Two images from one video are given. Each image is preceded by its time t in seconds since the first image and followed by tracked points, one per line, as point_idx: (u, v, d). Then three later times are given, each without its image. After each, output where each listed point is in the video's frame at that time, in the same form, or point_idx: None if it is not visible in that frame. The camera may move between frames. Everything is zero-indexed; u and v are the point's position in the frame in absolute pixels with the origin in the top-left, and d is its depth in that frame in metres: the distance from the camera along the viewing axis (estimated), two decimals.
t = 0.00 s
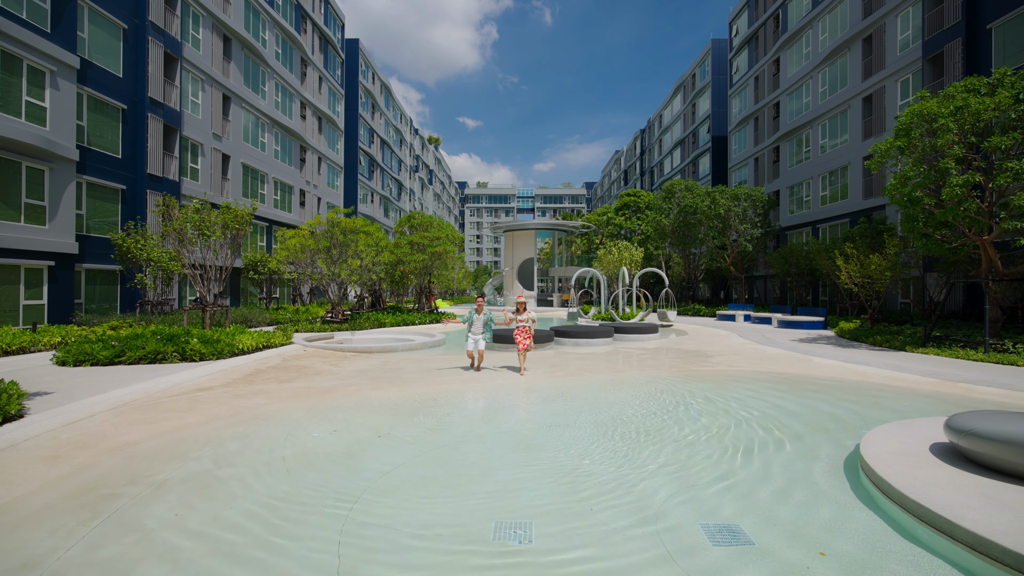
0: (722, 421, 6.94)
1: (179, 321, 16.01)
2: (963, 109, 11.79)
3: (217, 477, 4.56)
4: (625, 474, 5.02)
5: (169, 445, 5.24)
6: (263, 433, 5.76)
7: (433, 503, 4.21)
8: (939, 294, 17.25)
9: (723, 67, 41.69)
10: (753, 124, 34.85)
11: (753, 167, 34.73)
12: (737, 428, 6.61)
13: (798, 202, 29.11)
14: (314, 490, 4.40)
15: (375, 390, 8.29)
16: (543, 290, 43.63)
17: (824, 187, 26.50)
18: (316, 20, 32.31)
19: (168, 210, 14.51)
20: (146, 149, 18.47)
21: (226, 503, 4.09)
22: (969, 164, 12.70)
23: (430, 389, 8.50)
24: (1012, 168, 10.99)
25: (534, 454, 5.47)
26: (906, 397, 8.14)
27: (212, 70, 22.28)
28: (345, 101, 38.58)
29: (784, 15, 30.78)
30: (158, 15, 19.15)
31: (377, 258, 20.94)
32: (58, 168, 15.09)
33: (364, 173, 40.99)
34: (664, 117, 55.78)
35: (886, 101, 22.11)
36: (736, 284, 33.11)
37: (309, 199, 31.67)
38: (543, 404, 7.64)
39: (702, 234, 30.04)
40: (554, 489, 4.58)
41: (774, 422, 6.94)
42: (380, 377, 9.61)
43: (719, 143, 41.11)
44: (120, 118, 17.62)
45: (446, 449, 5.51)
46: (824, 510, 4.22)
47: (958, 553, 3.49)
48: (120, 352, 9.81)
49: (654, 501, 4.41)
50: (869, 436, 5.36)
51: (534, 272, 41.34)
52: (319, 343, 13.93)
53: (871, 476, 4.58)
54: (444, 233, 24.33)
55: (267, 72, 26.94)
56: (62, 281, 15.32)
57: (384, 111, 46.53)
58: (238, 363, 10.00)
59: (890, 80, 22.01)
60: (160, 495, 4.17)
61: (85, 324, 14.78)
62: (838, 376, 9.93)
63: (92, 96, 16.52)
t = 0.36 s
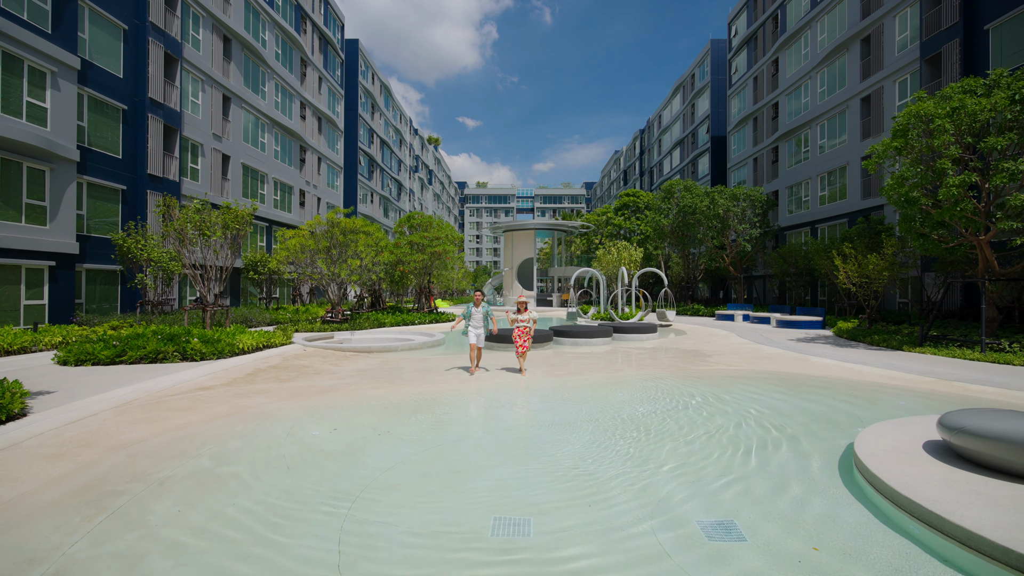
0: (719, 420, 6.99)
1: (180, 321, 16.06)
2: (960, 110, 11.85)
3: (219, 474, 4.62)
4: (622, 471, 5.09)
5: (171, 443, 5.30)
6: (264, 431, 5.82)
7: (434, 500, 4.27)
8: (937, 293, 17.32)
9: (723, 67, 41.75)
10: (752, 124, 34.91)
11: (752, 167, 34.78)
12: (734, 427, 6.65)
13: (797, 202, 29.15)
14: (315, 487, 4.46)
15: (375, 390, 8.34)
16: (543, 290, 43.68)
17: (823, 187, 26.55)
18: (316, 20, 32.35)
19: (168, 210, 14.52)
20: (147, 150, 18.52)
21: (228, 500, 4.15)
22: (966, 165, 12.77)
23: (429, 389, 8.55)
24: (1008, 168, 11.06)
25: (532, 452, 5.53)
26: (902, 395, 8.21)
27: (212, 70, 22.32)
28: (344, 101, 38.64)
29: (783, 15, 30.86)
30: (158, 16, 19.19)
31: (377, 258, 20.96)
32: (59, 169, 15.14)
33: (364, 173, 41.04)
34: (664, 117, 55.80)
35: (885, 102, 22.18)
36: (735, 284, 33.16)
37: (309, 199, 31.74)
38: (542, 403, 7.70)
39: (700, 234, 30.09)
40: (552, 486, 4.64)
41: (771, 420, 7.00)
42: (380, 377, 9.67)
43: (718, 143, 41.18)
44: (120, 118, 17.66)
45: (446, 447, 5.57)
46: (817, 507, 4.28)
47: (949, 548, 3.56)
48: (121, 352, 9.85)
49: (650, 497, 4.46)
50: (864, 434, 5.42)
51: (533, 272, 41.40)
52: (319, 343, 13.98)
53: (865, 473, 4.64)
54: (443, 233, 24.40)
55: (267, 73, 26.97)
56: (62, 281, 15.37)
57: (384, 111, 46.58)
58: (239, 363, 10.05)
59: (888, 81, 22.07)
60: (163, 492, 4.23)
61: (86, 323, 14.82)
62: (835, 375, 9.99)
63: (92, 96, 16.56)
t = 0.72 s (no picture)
0: (716, 419, 7.03)
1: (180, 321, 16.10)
2: (957, 111, 11.91)
3: (220, 472, 4.66)
4: (620, 468, 5.13)
5: (171, 442, 5.33)
6: (264, 431, 5.85)
7: (433, 498, 4.30)
8: (935, 293, 17.39)
9: (722, 67, 41.80)
10: (751, 124, 34.98)
11: (751, 167, 34.84)
12: (731, 425, 6.70)
13: (796, 202, 29.17)
14: (316, 485, 4.49)
15: (374, 389, 8.38)
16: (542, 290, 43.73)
17: (822, 187, 26.60)
18: (315, 20, 32.38)
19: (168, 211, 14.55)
20: (147, 150, 18.53)
21: (229, 497, 4.19)
22: (963, 165, 12.82)
23: (428, 388, 8.59)
24: (1005, 169, 11.11)
25: (531, 450, 5.56)
26: (898, 395, 8.27)
27: (212, 70, 22.33)
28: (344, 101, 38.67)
29: (781, 16, 30.94)
30: (158, 16, 19.21)
31: (376, 258, 20.98)
32: (59, 169, 15.16)
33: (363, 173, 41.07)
34: (663, 117, 55.83)
35: (883, 102, 22.24)
36: (734, 283, 33.23)
37: (309, 199, 31.76)
38: (541, 403, 7.74)
39: (700, 234, 30.15)
40: (550, 484, 4.67)
41: (768, 419, 7.04)
42: (379, 376, 9.70)
43: (718, 143, 41.23)
44: (119, 118, 17.68)
45: (444, 445, 5.61)
46: (812, 503, 4.34)
47: (939, 543, 3.62)
48: (121, 351, 9.88)
49: (647, 495, 4.49)
50: (859, 433, 5.48)
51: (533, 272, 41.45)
52: (318, 343, 14.01)
53: (859, 471, 4.69)
54: (443, 233, 24.45)
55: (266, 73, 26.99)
56: (62, 281, 15.39)
57: (383, 111, 46.63)
58: (239, 363, 10.08)
59: (887, 81, 22.13)
60: (165, 490, 4.27)
61: (86, 323, 14.85)
62: (832, 375, 10.04)
63: (92, 96, 16.58)
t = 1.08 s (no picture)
0: (715, 419, 7.04)
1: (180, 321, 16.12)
2: (955, 111, 11.95)
3: (219, 471, 4.68)
4: (618, 468, 5.15)
5: (172, 441, 5.36)
6: (264, 430, 5.88)
7: (431, 497, 4.32)
8: (933, 293, 17.43)
9: (722, 67, 41.83)
10: (750, 124, 35.05)
11: (750, 167, 34.89)
12: (729, 425, 6.71)
13: (795, 202, 29.19)
14: (315, 484, 4.52)
15: (374, 389, 8.41)
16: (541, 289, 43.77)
17: (821, 187, 26.62)
18: (315, 20, 32.40)
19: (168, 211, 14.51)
20: (146, 150, 18.55)
21: (229, 496, 4.21)
22: (962, 165, 12.86)
23: (427, 388, 8.62)
24: (1003, 169, 11.14)
25: (529, 449, 5.59)
26: (896, 394, 8.31)
27: (211, 70, 22.35)
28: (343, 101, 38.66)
29: (781, 16, 30.97)
30: (158, 16, 19.21)
31: (376, 258, 20.99)
32: (59, 169, 15.18)
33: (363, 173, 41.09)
34: (663, 117, 55.83)
35: (882, 102, 22.28)
36: (733, 283, 33.29)
37: (308, 199, 31.78)
38: (539, 402, 7.78)
39: (699, 234, 30.19)
40: (547, 483, 4.69)
41: (766, 419, 7.07)
42: (379, 376, 9.73)
43: (717, 143, 41.26)
44: (119, 118, 17.67)
45: (444, 444, 5.64)
46: (809, 502, 4.36)
47: (937, 543, 3.63)
48: (121, 351, 9.89)
49: (644, 494, 4.51)
50: (856, 432, 5.50)
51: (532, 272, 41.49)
52: (318, 342, 14.04)
53: (857, 471, 4.70)
54: (442, 233, 24.49)
55: (266, 73, 26.99)
56: (62, 281, 15.41)
57: (382, 111, 46.63)
58: (238, 363, 10.09)
59: (885, 81, 22.18)
60: (164, 489, 4.29)
61: (86, 323, 14.88)
62: (831, 374, 10.08)
63: (92, 96, 16.59)
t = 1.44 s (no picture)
0: (714, 418, 7.05)
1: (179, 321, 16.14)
2: (954, 112, 11.96)
3: (219, 472, 4.68)
4: (617, 467, 5.16)
5: (172, 441, 5.37)
6: (263, 430, 5.89)
7: (431, 497, 4.32)
8: (932, 294, 17.44)
9: (721, 67, 41.83)
10: (750, 124, 35.08)
11: (749, 167, 34.92)
12: (728, 425, 6.72)
13: (795, 202, 29.19)
14: (315, 484, 4.53)
15: (374, 389, 8.42)
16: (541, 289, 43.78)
17: (820, 187, 26.65)
18: (314, 20, 32.40)
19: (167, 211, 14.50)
20: (146, 150, 18.54)
21: (228, 496, 4.22)
22: (961, 165, 12.87)
23: (427, 388, 8.63)
24: (1001, 169, 11.15)
25: (528, 449, 5.59)
26: (895, 394, 8.33)
27: (211, 70, 22.34)
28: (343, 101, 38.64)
29: (780, 16, 30.98)
30: (157, 16, 19.19)
31: (376, 258, 20.98)
32: (58, 169, 15.16)
33: (362, 173, 41.09)
34: (662, 117, 55.84)
35: (881, 102, 22.29)
36: (733, 283, 33.33)
37: (308, 198, 31.77)
38: (539, 402, 7.79)
39: (699, 234, 30.21)
40: (547, 483, 4.69)
41: (766, 418, 7.08)
42: (379, 376, 9.74)
43: (717, 143, 41.26)
44: (118, 118, 17.66)
45: (444, 444, 5.64)
46: (808, 502, 4.36)
47: (936, 542, 3.63)
48: (121, 351, 9.90)
49: (643, 495, 4.51)
50: (856, 433, 5.50)
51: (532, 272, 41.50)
52: (317, 342, 14.04)
53: (856, 470, 4.71)
54: (442, 233, 24.49)
55: (265, 73, 26.97)
56: (61, 281, 15.40)
57: (382, 111, 46.62)
58: (238, 363, 10.10)
59: (885, 82, 22.20)
60: (164, 489, 4.29)
61: (85, 323, 14.89)
62: (830, 374, 10.10)
63: (91, 96, 16.60)
